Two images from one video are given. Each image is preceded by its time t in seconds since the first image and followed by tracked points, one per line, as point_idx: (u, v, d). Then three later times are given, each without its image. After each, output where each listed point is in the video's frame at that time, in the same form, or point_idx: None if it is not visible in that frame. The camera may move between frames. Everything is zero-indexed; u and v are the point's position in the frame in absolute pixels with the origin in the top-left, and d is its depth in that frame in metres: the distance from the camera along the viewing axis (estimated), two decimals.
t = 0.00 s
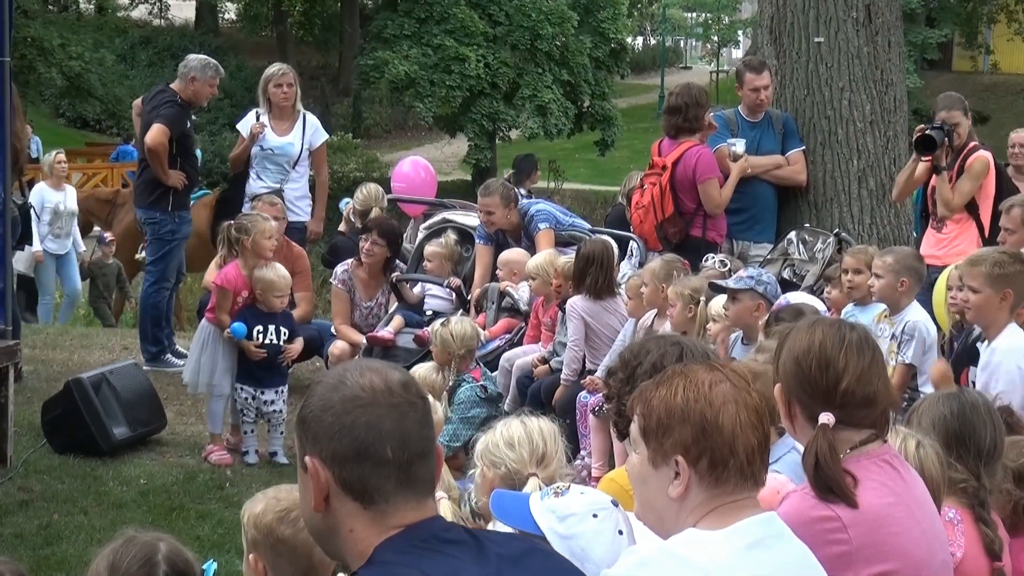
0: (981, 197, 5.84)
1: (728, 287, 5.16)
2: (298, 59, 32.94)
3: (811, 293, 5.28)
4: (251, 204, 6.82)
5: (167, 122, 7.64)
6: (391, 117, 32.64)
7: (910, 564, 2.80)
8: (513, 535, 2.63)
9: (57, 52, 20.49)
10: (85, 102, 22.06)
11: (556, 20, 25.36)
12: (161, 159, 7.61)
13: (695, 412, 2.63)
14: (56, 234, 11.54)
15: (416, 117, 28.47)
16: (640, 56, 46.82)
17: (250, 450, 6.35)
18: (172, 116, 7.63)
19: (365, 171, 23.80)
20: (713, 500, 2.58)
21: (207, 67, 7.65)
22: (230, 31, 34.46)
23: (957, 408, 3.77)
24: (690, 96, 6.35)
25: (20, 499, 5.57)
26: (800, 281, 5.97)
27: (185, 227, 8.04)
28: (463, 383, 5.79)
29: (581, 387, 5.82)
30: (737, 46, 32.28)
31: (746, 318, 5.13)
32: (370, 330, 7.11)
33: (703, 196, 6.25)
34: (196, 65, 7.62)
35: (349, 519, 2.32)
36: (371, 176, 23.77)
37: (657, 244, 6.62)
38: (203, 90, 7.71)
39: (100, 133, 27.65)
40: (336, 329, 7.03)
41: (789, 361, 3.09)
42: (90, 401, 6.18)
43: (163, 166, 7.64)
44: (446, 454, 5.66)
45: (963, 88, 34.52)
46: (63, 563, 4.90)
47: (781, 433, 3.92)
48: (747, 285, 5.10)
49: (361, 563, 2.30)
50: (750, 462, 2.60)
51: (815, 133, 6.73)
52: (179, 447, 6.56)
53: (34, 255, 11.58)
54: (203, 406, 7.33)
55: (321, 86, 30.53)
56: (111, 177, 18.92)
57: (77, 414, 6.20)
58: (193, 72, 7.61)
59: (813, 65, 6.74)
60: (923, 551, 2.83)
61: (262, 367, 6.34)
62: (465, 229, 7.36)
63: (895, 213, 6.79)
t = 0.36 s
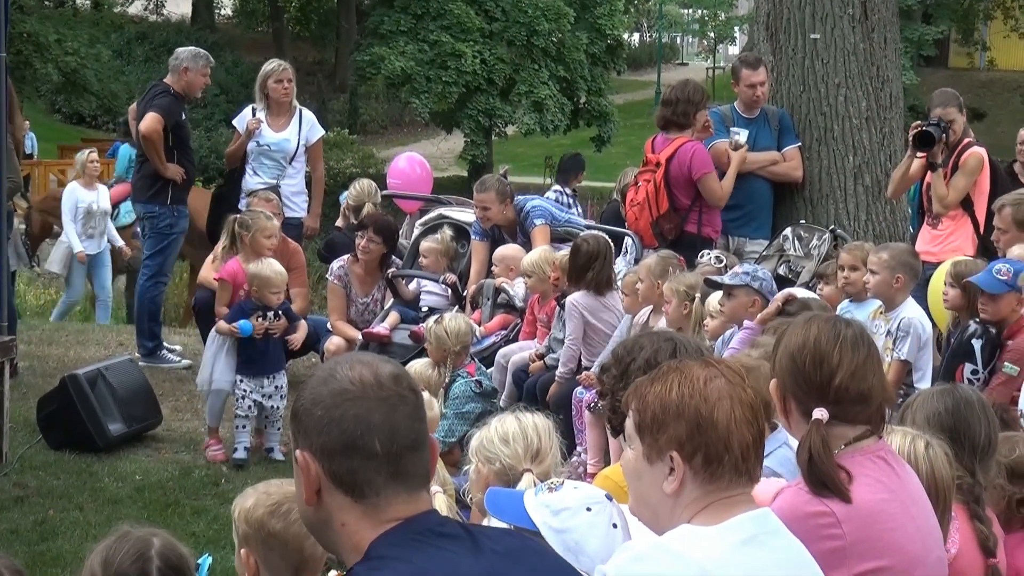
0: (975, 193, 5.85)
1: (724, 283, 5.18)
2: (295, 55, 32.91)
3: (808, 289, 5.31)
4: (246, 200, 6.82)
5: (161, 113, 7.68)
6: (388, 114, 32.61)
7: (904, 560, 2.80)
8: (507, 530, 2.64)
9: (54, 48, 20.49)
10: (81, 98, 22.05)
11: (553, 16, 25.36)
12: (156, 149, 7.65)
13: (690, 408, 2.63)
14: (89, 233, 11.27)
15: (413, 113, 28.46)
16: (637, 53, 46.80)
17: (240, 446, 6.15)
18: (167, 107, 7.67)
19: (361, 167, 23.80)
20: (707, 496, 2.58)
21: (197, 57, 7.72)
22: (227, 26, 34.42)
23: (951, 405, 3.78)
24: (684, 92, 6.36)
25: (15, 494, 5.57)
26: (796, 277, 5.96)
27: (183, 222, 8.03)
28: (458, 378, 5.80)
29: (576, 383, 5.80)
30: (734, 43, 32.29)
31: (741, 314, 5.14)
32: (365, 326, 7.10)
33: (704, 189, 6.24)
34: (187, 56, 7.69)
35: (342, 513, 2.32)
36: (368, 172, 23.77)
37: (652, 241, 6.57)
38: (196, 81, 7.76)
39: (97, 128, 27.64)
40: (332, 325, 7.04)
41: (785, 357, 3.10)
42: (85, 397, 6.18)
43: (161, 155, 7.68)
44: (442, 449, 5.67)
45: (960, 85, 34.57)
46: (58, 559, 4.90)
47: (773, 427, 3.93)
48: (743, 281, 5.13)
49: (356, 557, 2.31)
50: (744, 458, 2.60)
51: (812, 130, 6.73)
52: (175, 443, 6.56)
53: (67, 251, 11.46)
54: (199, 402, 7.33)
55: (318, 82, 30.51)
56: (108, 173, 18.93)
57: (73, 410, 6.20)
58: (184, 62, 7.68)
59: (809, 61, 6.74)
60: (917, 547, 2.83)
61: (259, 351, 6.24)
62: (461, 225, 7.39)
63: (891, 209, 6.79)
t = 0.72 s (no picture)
0: (970, 191, 5.82)
1: (719, 281, 5.18)
2: (291, 53, 32.88)
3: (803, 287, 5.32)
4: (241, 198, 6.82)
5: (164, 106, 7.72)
6: (383, 112, 32.58)
7: (897, 558, 2.80)
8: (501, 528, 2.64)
9: (48, 46, 20.49)
10: (76, 96, 22.03)
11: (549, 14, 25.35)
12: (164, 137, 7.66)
13: (683, 406, 2.63)
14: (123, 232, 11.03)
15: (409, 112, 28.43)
16: (632, 51, 46.81)
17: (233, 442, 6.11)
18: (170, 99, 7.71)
19: (356, 165, 23.80)
20: (701, 494, 2.58)
21: (189, 52, 7.77)
22: (223, 24, 34.38)
23: (944, 403, 3.79)
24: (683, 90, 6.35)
25: (10, 492, 5.57)
26: (791, 276, 5.95)
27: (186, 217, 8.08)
28: (452, 376, 5.80)
29: (572, 382, 5.81)
30: (729, 41, 32.29)
31: (735, 312, 5.15)
32: (360, 324, 7.12)
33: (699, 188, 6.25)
34: (180, 50, 7.73)
35: (336, 511, 2.32)
36: (363, 170, 23.76)
37: (647, 238, 6.58)
38: (189, 76, 7.80)
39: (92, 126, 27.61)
40: (327, 323, 7.05)
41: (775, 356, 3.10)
42: (80, 395, 6.17)
43: (168, 144, 7.72)
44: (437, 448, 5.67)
45: (954, 84, 34.60)
46: (53, 557, 4.90)
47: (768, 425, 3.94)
48: (737, 279, 5.13)
49: (352, 554, 2.30)
50: (737, 456, 2.60)
51: (807, 128, 6.73)
52: (170, 441, 6.56)
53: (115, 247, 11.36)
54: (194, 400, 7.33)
55: (313, 80, 30.50)
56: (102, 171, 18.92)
57: (67, 408, 6.19)
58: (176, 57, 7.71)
59: (804, 60, 6.74)
60: (910, 545, 2.83)
61: (221, 337, 6.05)
62: (455, 224, 7.37)
63: (886, 207, 6.79)
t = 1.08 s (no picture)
0: (963, 191, 5.85)
1: (712, 280, 5.19)
2: (285, 53, 32.85)
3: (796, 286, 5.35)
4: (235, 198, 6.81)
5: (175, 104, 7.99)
6: (378, 112, 32.57)
7: (891, 558, 2.80)
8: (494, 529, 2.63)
9: (42, 46, 20.47)
10: (70, 96, 22.01)
11: (543, 14, 25.36)
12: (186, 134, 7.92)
13: (676, 405, 2.63)
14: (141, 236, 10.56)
15: (404, 112, 28.43)
16: (627, 50, 46.84)
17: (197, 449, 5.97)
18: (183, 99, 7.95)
19: (351, 165, 23.80)
20: (694, 494, 2.58)
21: (191, 53, 7.95)
22: (218, 24, 34.35)
23: (937, 402, 3.80)
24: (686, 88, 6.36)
25: (4, 493, 5.57)
26: (785, 275, 5.95)
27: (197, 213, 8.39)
28: (446, 376, 5.81)
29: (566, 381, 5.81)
30: (724, 40, 32.30)
31: (729, 311, 5.15)
32: (354, 324, 7.10)
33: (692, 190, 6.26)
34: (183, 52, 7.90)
35: (327, 512, 2.32)
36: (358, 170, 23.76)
37: (642, 237, 6.50)
38: (193, 75, 8.00)
39: (86, 126, 27.58)
40: (321, 323, 7.06)
41: (772, 355, 3.09)
42: (75, 395, 6.16)
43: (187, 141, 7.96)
44: (430, 447, 5.63)
45: (947, 83, 34.64)
46: (47, 557, 4.90)
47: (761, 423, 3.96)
48: (730, 278, 5.14)
49: (343, 554, 2.30)
50: (731, 455, 2.60)
51: (801, 128, 6.73)
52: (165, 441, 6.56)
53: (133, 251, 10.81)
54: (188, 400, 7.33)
55: (308, 80, 30.49)
56: (96, 171, 18.89)
57: (62, 408, 6.19)
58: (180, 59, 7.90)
59: (798, 59, 6.74)
60: (903, 545, 2.83)
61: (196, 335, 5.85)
62: (449, 224, 7.37)
63: (880, 207, 6.80)
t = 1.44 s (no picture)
0: (962, 193, 5.84)
1: (710, 284, 5.16)
2: (284, 55, 32.83)
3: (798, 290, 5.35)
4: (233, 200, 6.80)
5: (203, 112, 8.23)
6: (376, 114, 32.56)
7: (894, 560, 2.81)
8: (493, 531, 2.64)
9: (42, 49, 20.38)
10: (69, 99, 21.96)
11: (541, 16, 25.38)
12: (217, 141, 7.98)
13: (670, 408, 2.63)
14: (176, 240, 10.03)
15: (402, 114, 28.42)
16: (626, 52, 46.97)
17: (237, 460, 5.91)
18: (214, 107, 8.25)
19: (349, 168, 23.81)
20: (690, 498, 2.58)
21: (220, 62, 8.24)
22: (217, 27, 34.31)
23: (936, 405, 3.81)
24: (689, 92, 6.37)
25: (3, 496, 5.57)
26: (784, 278, 5.96)
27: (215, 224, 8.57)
28: (446, 378, 5.82)
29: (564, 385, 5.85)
30: (722, 43, 32.32)
31: (726, 314, 5.12)
32: (354, 327, 7.11)
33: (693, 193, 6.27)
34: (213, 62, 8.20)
35: (326, 515, 2.32)
36: (356, 173, 23.75)
37: (644, 240, 6.55)
38: (221, 85, 8.28)
39: (85, 129, 27.54)
40: (320, 326, 7.06)
41: (800, 355, 2.99)
42: (74, 397, 6.16)
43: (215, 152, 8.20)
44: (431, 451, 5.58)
45: (946, 86, 34.67)
46: (46, 560, 4.90)
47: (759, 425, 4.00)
48: (727, 281, 5.11)
49: (343, 557, 2.30)
50: (725, 459, 2.59)
51: (800, 130, 6.73)
52: (163, 444, 6.55)
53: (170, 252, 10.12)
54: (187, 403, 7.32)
55: (306, 83, 30.49)
56: (95, 174, 18.84)
57: (60, 411, 6.18)
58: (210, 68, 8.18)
59: (797, 62, 6.74)
60: (905, 547, 2.84)
61: (216, 353, 5.81)
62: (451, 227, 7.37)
63: (879, 210, 6.80)
